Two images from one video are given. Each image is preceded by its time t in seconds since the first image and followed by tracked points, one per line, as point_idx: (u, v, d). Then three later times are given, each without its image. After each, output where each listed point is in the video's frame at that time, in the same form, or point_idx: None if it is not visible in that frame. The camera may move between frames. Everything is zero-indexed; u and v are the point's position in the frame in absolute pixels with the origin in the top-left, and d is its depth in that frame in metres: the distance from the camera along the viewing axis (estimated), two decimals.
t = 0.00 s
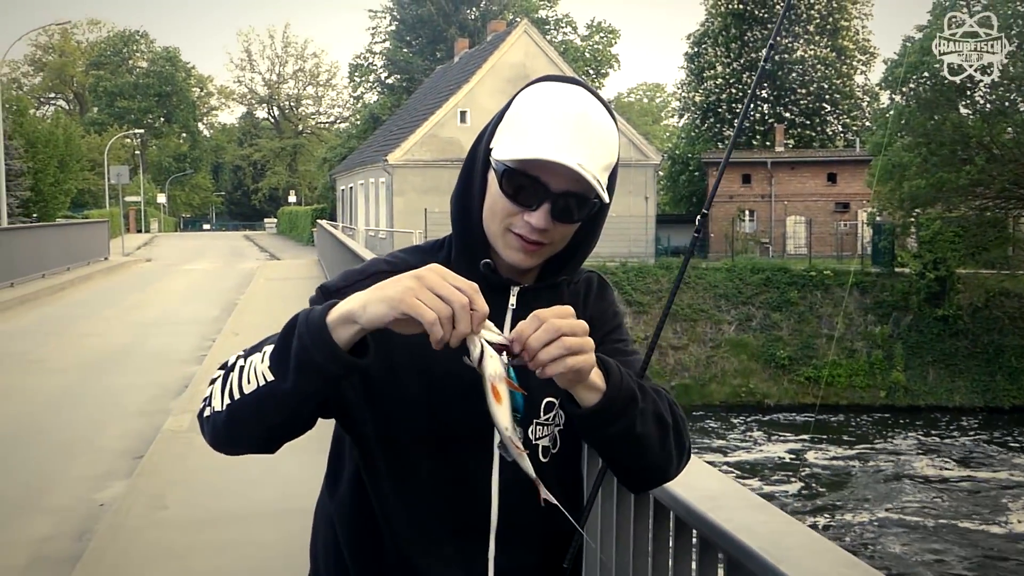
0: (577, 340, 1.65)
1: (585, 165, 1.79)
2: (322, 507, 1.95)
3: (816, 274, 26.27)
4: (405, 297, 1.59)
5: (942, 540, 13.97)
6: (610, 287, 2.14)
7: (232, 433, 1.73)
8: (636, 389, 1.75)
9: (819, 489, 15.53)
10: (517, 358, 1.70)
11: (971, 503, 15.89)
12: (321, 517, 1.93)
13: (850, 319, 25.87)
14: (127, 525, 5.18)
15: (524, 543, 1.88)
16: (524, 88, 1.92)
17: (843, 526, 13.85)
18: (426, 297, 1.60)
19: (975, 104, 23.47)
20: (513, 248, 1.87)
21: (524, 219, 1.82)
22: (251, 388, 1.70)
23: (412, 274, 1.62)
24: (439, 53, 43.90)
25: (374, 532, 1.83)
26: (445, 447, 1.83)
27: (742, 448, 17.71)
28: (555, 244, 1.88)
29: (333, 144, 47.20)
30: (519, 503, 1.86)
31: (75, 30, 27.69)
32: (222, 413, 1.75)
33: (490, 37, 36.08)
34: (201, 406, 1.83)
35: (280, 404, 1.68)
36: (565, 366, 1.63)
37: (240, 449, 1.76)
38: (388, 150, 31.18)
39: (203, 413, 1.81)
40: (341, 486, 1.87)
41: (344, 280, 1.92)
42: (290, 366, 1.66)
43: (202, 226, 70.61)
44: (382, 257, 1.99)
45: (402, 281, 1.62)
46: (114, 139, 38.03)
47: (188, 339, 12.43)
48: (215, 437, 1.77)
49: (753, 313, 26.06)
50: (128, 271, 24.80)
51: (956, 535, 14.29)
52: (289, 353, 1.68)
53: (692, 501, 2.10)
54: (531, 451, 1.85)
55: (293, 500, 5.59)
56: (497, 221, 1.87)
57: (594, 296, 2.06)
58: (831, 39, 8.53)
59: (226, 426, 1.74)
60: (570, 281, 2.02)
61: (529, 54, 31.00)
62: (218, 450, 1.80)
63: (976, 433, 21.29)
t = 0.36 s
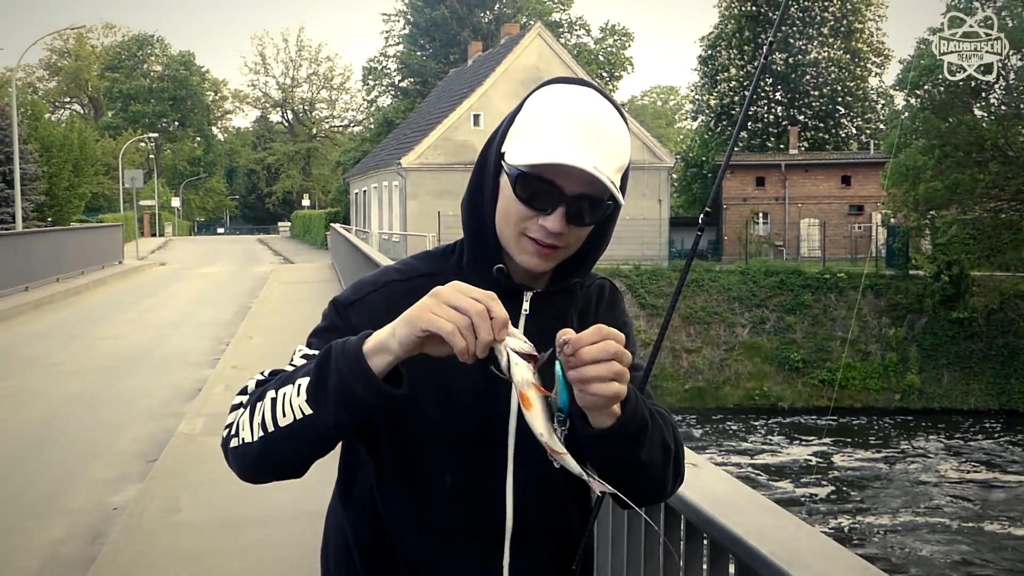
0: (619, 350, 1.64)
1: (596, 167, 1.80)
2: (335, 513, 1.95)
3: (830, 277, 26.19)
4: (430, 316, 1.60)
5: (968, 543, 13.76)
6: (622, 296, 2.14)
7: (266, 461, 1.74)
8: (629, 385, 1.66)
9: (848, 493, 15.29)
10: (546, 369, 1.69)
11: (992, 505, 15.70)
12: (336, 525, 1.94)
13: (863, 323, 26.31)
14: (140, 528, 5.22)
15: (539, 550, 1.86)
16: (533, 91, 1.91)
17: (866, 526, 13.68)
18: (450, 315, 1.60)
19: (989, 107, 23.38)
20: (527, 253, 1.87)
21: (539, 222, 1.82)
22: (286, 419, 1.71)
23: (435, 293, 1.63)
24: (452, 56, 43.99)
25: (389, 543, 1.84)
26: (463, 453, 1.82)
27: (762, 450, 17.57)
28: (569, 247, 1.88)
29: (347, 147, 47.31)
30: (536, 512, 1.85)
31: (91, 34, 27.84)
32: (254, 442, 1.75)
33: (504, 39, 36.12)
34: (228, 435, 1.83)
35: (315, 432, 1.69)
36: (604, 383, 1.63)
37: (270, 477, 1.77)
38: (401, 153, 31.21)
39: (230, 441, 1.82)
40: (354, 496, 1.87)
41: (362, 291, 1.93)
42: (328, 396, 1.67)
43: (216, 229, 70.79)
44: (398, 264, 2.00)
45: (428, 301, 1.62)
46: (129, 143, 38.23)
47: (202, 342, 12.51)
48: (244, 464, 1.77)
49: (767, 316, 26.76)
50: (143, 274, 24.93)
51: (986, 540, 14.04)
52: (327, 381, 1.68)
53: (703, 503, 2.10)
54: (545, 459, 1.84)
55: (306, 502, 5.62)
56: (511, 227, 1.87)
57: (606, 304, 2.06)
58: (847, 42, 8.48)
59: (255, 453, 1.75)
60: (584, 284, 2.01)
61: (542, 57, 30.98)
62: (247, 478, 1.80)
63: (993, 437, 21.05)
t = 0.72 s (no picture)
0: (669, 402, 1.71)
1: (637, 174, 1.83)
2: (349, 512, 1.93)
3: (829, 280, 26.42)
4: (511, 314, 1.52)
5: (981, 544, 13.59)
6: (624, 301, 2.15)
7: (320, 452, 1.65)
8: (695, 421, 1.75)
9: (861, 495, 15.07)
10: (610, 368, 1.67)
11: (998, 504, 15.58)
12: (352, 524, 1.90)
13: (864, 325, 26.23)
14: (140, 531, 5.22)
15: (547, 551, 1.90)
16: (557, 96, 1.91)
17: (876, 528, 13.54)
18: (533, 308, 1.53)
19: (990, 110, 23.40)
20: (562, 257, 1.88)
21: (580, 227, 1.83)
22: (341, 409, 1.60)
23: (515, 282, 1.55)
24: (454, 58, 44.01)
25: (415, 539, 1.80)
26: (473, 455, 1.80)
27: (771, 454, 17.47)
28: (600, 251, 1.90)
29: (349, 149, 47.38)
30: (548, 515, 1.87)
31: (92, 36, 27.83)
32: (305, 431, 1.65)
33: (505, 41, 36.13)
34: (269, 425, 1.73)
35: (375, 423, 1.59)
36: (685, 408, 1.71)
37: (316, 469, 1.69)
38: (402, 155, 31.22)
39: (272, 432, 1.71)
40: (372, 493, 1.84)
41: (391, 288, 1.89)
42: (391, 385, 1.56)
43: (216, 232, 70.83)
44: (418, 265, 1.97)
45: (502, 292, 1.54)
46: (130, 145, 38.24)
47: (203, 344, 12.53)
48: (291, 456, 1.68)
49: (767, 318, 26.27)
50: (144, 276, 24.87)
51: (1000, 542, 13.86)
52: (394, 370, 1.56)
53: (703, 508, 2.10)
54: (564, 459, 1.87)
55: (305, 505, 5.63)
56: (547, 233, 1.87)
57: (613, 311, 2.09)
58: (846, 46, 8.49)
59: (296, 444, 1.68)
60: (592, 290, 2.04)
61: (543, 59, 30.80)
62: (289, 470, 1.71)
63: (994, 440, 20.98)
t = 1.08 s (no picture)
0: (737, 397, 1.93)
1: (657, 177, 1.96)
2: (361, 516, 2.00)
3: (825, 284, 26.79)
4: (629, 317, 1.62)
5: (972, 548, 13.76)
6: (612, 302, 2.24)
7: (425, 461, 1.65)
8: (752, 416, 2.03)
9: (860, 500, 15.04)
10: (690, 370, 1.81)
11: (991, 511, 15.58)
12: (362, 527, 1.98)
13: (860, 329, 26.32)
14: (132, 538, 5.21)
15: (542, 550, 2.07)
16: (577, 100, 2.00)
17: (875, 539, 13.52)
18: (647, 313, 1.64)
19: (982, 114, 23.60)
20: (582, 259, 1.96)
21: (606, 231, 1.92)
22: (452, 416, 1.61)
23: (627, 287, 1.65)
24: (449, 63, 44.04)
25: (447, 545, 1.92)
26: (500, 462, 1.95)
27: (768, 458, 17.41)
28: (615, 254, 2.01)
29: (344, 154, 47.40)
30: (560, 514, 2.09)
31: (87, 42, 27.84)
32: (406, 443, 1.64)
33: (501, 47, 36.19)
34: (359, 434, 1.69)
35: (483, 428, 1.62)
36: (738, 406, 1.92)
37: (392, 479, 1.67)
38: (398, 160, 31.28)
39: (358, 444, 1.69)
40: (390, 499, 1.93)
41: (426, 289, 1.90)
42: (512, 386, 1.60)
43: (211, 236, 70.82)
44: (437, 266, 1.99)
45: (617, 298, 1.64)
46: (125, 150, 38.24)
47: (197, 350, 12.52)
48: (384, 465, 1.66)
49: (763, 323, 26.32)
50: (137, 281, 24.85)
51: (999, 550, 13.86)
52: (512, 373, 1.60)
53: (696, 510, 2.16)
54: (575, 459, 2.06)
55: (298, 510, 5.65)
56: (571, 235, 1.94)
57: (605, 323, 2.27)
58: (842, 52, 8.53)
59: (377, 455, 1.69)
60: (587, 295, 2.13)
61: (539, 65, 30.92)
62: (373, 481, 1.69)
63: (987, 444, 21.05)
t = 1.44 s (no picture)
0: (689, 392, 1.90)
1: (596, 171, 1.95)
2: (303, 519, 1.92)
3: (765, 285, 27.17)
4: (587, 313, 1.58)
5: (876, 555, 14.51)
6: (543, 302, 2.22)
7: (388, 465, 1.59)
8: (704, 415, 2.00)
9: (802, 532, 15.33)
10: (642, 365, 1.75)
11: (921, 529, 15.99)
12: (305, 531, 1.92)
13: (798, 329, 26.71)
14: (66, 545, 5.05)
15: (489, 552, 2.04)
16: (518, 99, 1.98)
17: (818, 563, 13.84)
18: (605, 310, 1.60)
19: (919, 116, 23.72)
20: (526, 256, 1.92)
21: (548, 229, 1.89)
22: (420, 416, 1.57)
23: (586, 283, 1.62)
24: (391, 64, 43.87)
25: (398, 551, 1.88)
26: (452, 464, 1.91)
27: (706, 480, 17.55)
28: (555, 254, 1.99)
29: (284, 154, 46.97)
30: (503, 516, 2.04)
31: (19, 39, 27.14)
32: (370, 446, 1.58)
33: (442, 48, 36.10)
34: (319, 438, 1.62)
35: (450, 428, 1.58)
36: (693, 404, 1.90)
37: (346, 485, 1.62)
38: (339, 161, 31.00)
39: (321, 447, 1.61)
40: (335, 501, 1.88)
41: (372, 288, 1.83)
42: (480, 386, 1.57)
43: (148, 237, 69.68)
44: (381, 264, 1.93)
45: (574, 295, 1.61)
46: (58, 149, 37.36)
47: (133, 352, 12.25)
48: (347, 471, 1.59)
49: (703, 323, 26.60)
50: (72, 283, 24.27)
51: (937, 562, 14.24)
52: (482, 370, 1.57)
53: (632, 509, 2.11)
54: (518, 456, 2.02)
55: (238, 514, 5.54)
56: (515, 232, 1.91)
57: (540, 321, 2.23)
58: (780, 54, 8.67)
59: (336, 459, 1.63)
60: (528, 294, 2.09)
61: (482, 65, 30.87)
62: (331, 487, 1.63)
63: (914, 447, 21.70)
